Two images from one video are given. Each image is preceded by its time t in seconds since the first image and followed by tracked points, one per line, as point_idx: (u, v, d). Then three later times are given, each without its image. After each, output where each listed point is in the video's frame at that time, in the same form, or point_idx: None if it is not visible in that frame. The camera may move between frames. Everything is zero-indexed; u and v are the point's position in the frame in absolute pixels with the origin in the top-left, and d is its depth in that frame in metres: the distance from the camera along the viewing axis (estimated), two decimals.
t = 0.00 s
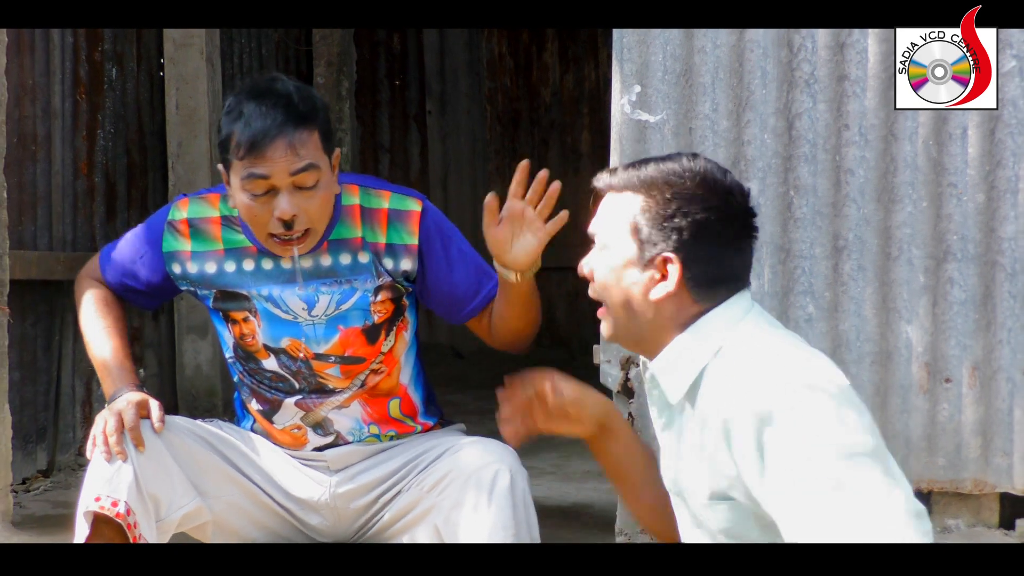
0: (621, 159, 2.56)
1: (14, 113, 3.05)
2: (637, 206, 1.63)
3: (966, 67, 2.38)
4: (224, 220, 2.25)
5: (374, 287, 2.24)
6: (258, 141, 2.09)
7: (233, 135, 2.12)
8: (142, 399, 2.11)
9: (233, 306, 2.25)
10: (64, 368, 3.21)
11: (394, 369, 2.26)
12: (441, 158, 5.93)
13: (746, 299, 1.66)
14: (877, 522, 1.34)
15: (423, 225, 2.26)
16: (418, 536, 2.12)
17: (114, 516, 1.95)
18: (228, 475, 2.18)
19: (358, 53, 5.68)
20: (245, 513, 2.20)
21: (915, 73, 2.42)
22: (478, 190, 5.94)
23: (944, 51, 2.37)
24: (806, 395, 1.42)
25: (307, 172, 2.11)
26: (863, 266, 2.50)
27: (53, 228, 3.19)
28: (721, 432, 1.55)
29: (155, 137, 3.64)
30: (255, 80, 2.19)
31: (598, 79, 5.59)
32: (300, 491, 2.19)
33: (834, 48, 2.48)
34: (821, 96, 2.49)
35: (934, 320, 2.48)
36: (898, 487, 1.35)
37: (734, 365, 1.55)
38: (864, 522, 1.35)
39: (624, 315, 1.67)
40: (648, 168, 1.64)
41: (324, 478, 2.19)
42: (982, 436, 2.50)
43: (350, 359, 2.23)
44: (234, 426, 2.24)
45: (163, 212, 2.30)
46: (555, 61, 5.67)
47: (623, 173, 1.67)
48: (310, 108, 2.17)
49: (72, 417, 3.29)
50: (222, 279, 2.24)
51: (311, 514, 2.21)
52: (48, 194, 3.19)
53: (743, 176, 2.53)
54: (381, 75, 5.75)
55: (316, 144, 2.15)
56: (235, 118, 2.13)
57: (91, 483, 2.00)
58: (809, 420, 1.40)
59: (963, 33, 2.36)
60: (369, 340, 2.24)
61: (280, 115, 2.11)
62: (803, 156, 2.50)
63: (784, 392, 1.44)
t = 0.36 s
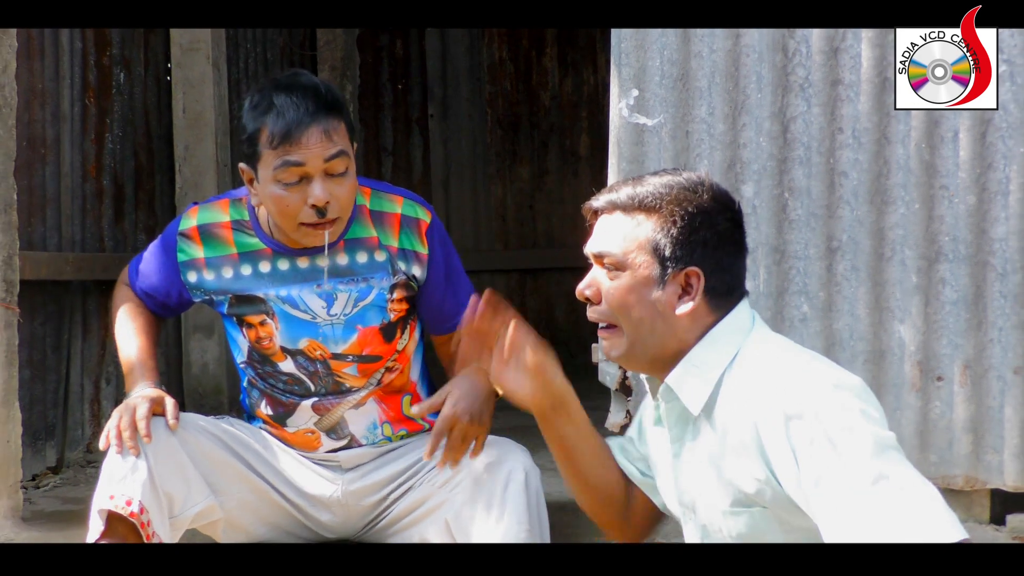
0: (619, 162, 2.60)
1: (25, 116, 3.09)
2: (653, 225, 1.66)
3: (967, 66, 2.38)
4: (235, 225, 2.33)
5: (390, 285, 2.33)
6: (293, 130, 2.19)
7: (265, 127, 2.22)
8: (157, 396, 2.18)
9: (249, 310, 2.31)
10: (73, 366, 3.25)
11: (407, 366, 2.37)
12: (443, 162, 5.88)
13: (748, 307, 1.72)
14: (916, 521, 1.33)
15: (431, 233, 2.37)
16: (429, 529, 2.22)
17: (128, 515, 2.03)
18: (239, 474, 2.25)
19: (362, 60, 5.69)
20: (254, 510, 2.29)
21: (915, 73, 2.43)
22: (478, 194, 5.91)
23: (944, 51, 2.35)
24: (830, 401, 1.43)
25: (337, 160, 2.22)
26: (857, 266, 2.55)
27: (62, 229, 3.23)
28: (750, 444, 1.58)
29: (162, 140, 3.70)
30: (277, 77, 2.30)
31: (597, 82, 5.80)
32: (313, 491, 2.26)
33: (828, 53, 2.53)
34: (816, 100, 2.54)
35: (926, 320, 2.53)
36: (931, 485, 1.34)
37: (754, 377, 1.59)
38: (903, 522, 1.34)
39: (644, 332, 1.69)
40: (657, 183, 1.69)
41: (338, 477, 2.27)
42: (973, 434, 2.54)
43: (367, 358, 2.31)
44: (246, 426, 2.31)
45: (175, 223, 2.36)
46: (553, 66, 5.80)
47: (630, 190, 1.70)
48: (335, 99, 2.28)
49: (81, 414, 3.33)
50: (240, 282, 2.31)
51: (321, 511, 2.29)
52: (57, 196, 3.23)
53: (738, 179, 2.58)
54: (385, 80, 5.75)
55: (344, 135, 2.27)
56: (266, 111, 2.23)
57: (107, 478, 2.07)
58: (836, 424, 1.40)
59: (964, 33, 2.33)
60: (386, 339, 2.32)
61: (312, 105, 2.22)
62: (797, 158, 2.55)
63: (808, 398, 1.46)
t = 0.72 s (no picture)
0: (616, 164, 2.65)
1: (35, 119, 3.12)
2: (657, 220, 1.71)
3: (966, 67, 2.46)
4: (242, 236, 2.53)
5: (398, 281, 2.52)
6: (301, 139, 2.30)
7: (272, 140, 2.32)
8: (184, 394, 2.40)
9: (264, 318, 2.52)
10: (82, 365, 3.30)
11: (417, 360, 2.57)
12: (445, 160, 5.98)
13: (749, 302, 1.77)
14: (897, 523, 1.38)
15: (431, 214, 2.55)
16: (433, 522, 2.45)
17: (154, 515, 2.22)
18: (260, 475, 2.49)
19: (366, 65, 5.76)
20: (269, 508, 2.52)
21: (915, 73, 2.50)
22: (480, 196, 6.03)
23: (944, 51, 2.43)
24: (826, 398, 1.48)
25: (346, 164, 2.33)
26: (850, 267, 2.60)
27: (71, 229, 3.26)
28: (743, 437, 1.64)
29: (169, 143, 3.74)
30: (274, 87, 2.40)
31: (595, 86, 5.76)
32: (328, 486, 2.50)
33: (822, 58, 2.58)
34: (809, 104, 2.59)
35: (918, 319, 2.59)
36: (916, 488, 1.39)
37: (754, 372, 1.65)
38: (885, 522, 1.39)
39: (647, 325, 1.74)
40: (662, 179, 1.74)
41: (351, 474, 2.49)
42: (964, 430, 2.60)
43: (380, 354, 2.51)
44: (266, 424, 2.54)
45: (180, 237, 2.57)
46: (553, 69, 5.81)
47: (636, 188, 1.75)
48: (335, 106, 2.39)
49: (90, 411, 3.38)
50: (254, 291, 2.52)
51: (334, 507, 2.53)
52: (66, 198, 3.26)
53: (734, 181, 2.63)
54: (388, 83, 5.80)
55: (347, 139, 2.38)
56: (270, 124, 2.34)
57: (137, 476, 2.27)
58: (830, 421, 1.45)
59: (963, 33, 2.42)
60: (397, 334, 2.52)
61: (314, 111, 2.33)
62: (791, 161, 2.61)
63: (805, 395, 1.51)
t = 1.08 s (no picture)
0: (614, 166, 2.71)
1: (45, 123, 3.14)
2: (646, 218, 1.75)
3: (967, 67, 2.53)
4: (250, 233, 2.61)
5: (401, 284, 2.60)
6: (311, 133, 2.43)
7: (284, 133, 2.45)
8: (188, 391, 2.45)
9: (269, 315, 2.59)
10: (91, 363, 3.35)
11: (418, 362, 2.65)
12: (446, 163, 6.02)
13: (743, 295, 1.81)
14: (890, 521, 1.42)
15: (437, 223, 2.63)
16: (434, 517, 2.54)
17: (157, 509, 2.28)
18: (263, 470, 2.57)
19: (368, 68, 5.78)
20: (272, 502, 2.60)
21: (915, 73, 2.56)
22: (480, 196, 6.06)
23: (944, 51, 2.50)
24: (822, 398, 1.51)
25: (355, 160, 2.45)
26: (843, 266, 2.66)
27: (81, 229, 3.29)
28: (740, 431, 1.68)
29: (176, 146, 3.80)
30: (288, 86, 2.54)
31: (593, 90, 5.85)
32: (331, 482, 2.57)
33: (815, 62, 2.64)
34: (803, 107, 2.64)
35: (910, 318, 2.64)
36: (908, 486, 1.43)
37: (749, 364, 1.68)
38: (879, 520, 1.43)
39: (641, 321, 1.79)
40: (647, 178, 1.79)
41: (354, 471, 2.57)
42: (955, 427, 2.65)
43: (381, 354, 2.59)
44: (267, 420, 2.61)
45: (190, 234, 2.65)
46: (552, 74, 5.89)
47: (622, 190, 1.79)
48: (345, 104, 2.52)
49: (98, 408, 3.43)
50: (259, 287, 2.60)
51: (336, 503, 2.61)
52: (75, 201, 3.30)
53: (729, 182, 2.69)
54: (390, 88, 5.84)
55: (356, 137, 2.51)
56: (283, 118, 2.47)
57: (142, 471, 2.32)
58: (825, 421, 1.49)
59: (963, 33, 2.49)
60: (398, 336, 2.60)
61: (325, 108, 2.46)
62: (786, 163, 2.66)
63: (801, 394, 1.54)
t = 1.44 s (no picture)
0: (612, 168, 2.78)
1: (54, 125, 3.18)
2: (621, 232, 1.81)
3: (966, 66, 2.56)
4: (270, 239, 2.68)
5: (416, 295, 2.69)
6: (339, 137, 2.52)
7: (312, 138, 2.54)
8: (199, 391, 2.53)
9: (285, 319, 2.68)
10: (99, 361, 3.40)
11: (427, 368, 2.74)
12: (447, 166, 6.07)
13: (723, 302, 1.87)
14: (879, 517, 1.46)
15: (454, 239, 2.70)
16: (435, 512, 2.64)
17: (167, 506, 2.34)
18: (271, 468, 2.65)
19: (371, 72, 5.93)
20: (278, 499, 2.69)
21: (915, 73, 2.60)
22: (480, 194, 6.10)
23: (944, 51, 2.53)
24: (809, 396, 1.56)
25: (379, 166, 2.54)
26: (837, 267, 2.71)
27: (89, 230, 3.34)
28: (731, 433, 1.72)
29: (182, 148, 3.85)
30: (314, 93, 2.63)
31: (591, 94, 5.88)
32: (338, 479, 2.68)
33: (809, 66, 2.69)
34: (797, 110, 2.70)
35: (901, 317, 2.69)
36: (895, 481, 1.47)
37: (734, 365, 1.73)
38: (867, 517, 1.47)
39: (627, 336, 1.84)
40: (615, 196, 1.85)
41: (360, 467, 2.68)
42: (946, 424, 2.70)
43: (393, 361, 2.69)
44: (279, 418, 2.71)
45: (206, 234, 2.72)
46: (552, 78, 5.95)
47: (595, 209, 1.85)
48: (370, 111, 2.61)
49: (106, 406, 3.48)
50: (278, 292, 2.68)
51: (342, 499, 2.71)
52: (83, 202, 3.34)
53: (725, 184, 2.74)
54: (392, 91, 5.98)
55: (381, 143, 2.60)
56: (310, 122, 2.55)
57: (152, 468, 2.38)
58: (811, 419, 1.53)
59: (963, 33, 2.51)
60: (410, 344, 2.70)
61: (352, 113, 2.55)
62: (780, 165, 2.71)
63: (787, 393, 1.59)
